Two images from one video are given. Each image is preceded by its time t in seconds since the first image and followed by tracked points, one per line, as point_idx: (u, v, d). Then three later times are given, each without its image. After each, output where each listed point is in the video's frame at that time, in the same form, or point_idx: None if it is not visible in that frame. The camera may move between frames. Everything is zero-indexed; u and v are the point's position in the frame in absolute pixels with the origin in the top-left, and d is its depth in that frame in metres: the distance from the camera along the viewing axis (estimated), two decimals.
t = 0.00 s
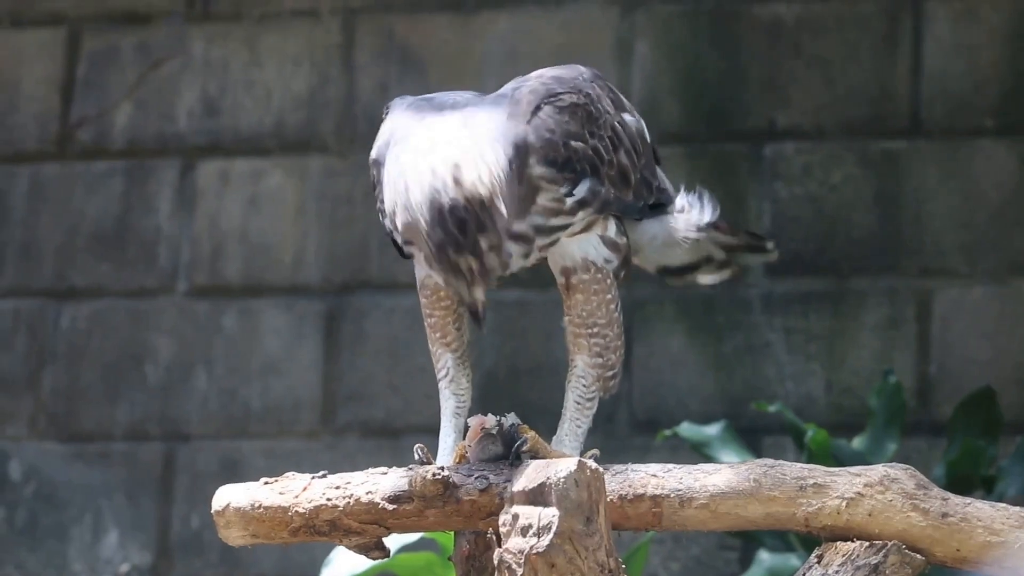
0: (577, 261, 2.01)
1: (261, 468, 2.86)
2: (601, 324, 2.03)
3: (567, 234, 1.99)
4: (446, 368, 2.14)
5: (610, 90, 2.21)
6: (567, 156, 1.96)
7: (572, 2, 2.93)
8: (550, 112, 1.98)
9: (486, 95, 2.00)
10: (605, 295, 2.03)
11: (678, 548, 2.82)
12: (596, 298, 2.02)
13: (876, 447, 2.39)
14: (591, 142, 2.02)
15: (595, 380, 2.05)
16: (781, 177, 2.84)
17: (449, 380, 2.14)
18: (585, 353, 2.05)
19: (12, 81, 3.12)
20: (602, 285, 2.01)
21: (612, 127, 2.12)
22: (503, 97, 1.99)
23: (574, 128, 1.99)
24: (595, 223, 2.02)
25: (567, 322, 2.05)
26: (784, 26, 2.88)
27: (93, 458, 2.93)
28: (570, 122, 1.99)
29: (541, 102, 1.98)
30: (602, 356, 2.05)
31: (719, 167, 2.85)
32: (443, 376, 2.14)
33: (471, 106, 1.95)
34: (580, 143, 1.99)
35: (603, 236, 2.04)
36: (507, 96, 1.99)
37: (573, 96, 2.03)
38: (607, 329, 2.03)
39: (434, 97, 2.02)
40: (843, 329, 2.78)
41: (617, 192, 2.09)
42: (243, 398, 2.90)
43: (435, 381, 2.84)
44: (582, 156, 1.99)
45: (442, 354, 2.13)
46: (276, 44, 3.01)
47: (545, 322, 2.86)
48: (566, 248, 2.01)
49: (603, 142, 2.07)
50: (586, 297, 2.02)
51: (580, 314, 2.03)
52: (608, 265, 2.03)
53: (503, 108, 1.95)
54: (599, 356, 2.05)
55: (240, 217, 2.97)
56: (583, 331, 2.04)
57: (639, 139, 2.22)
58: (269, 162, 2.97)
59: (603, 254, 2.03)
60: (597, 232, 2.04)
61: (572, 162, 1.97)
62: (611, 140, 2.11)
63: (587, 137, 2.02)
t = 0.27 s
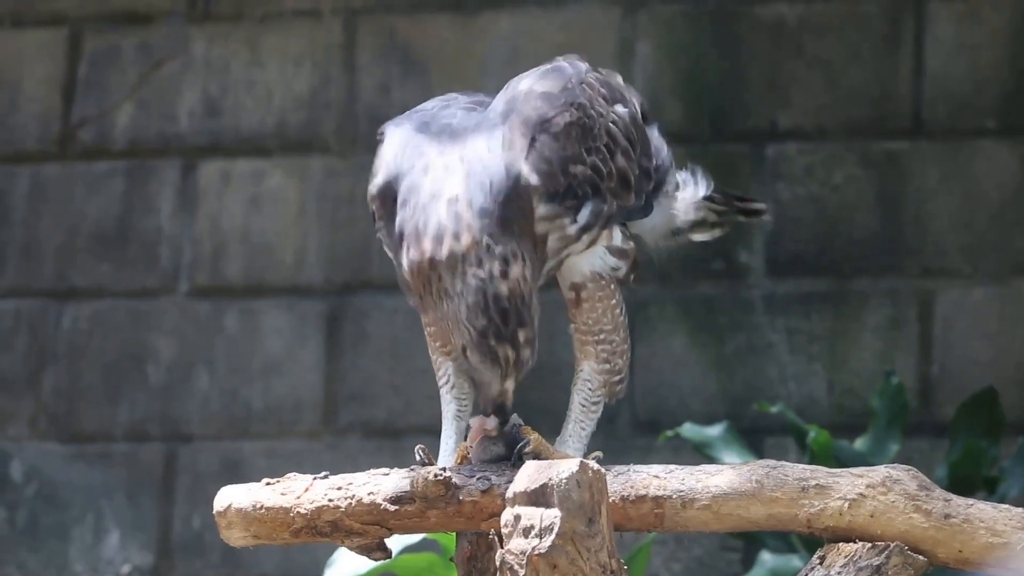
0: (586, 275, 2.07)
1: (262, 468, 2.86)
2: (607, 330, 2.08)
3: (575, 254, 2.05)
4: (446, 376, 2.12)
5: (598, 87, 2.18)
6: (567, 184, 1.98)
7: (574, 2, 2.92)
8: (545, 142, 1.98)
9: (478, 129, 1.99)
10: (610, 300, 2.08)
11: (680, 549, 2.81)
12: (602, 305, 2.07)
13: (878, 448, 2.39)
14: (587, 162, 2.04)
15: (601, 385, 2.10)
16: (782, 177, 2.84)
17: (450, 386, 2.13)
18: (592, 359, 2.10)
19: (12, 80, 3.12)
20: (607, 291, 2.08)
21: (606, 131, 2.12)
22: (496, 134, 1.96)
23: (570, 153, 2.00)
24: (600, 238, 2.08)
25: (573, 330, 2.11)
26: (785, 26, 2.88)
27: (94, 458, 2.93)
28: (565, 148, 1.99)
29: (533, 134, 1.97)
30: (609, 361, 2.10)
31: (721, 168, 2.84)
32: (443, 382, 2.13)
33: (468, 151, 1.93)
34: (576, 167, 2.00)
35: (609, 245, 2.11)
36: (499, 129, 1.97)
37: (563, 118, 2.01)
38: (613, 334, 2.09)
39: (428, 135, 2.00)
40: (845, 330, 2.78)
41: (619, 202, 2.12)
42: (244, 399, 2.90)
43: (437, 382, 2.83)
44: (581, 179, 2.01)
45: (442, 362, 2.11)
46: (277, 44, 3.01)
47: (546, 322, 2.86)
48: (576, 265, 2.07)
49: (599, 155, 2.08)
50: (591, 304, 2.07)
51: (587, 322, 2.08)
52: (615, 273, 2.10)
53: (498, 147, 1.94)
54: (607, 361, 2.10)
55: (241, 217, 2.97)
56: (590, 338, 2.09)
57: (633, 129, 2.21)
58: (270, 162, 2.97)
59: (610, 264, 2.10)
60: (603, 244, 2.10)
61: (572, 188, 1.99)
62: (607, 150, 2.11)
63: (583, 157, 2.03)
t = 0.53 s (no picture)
0: (586, 283, 2.16)
1: (262, 469, 2.86)
2: (609, 334, 2.17)
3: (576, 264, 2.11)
4: (446, 380, 2.13)
5: (594, 90, 2.18)
6: (565, 199, 1.99)
7: (575, 3, 2.92)
8: (541, 156, 1.99)
9: (475, 146, 2.01)
10: (611, 306, 2.17)
11: (679, 550, 2.82)
12: (604, 310, 2.16)
13: (877, 449, 2.39)
14: (585, 173, 2.05)
15: (603, 389, 2.18)
16: (782, 179, 2.84)
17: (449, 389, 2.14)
18: (595, 364, 2.18)
19: (13, 81, 3.12)
20: (607, 297, 2.16)
21: (603, 135, 2.12)
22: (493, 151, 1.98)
23: (567, 166, 2.01)
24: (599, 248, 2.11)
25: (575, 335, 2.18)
26: (786, 27, 2.88)
27: (93, 459, 2.93)
28: (562, 162, 2.01)
29: (530, 149, 1.98)
30: (611, 365, 2.18)
31: (721, 169, 2.85)
32: (443, 385, 2.14)
33: (466, 167, 1.95)
34: (574, 181, 2.02)
35: (610, 253, 2.15)
36: (497, 146, 1.99)
37: (559, 130, 2.03)
38: (615, 338, 2.17)
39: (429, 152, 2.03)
40: (845, 331, 2.78)
41: (618, 208, 2.14)
42: (244, 399, 2.90)
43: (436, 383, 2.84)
44: (580, 193, 2.02)
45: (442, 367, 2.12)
46: (277, 45, 3.01)
47: (546, 323, 2.86)
48: (577, 274, 2.15)
49: (597, 164, 2.09)
50: (594, 310, 2.15)
51: (589, 328, 2.16)
52: (618, 279, 2.17)
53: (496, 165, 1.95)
54: (610, 365, 2.18)
55: (242, 218, 2.97)
56: (592, 344, 2.17)
57: (631, 129, 2.21)
58: (270, 162, 2.97)
59: (611, 270, 2.17)
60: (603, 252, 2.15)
61: (571, 201, 2.01)
62: (605, 155, 2.11)
63: (581, 169, 2.04)
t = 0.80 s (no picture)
0: (583, 284, 2.16)
1: (258, 468, 2.86)
2: (607, 335, 2.17)
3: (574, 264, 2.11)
4: (443, 381, 2.13)
5: (592, 91, 2.19)
6: (564, 199, 1.99)
7: (571, 3, 2.92)
8: (540, 156, 1.99)
9: (473, 145, 2.01)
10: (608, 306, 2.17)
11: (675, 550, 2.82)
12: (602, 311, 2.16)
13: (873, 449, 2.38)
14: (583, 173, 2.05)
15: (600, 389, 2.18)
16: (778, 179, 2.84)
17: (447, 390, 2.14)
18: (592, 364, 2.18)
19: (10, 81, 3.12)
20: (605, 298, 2.15)
21: (601, 136, 2.13)
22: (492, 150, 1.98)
23: (565, 167, 2.02)
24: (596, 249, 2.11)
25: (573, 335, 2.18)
26: (782, 27, 2.88)
27: (90, 459, 2.93)
28: (560, 162, 2.01)
29: (528, 149, 1.99)
30: (609, 366, 2.18)
31: (717, 169, 2.85)
32: (440, 386, 2.14)
33: (465, 166, 1.95)
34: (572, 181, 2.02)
35: (607, 254, 2.16)
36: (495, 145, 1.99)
37: (558, 130, 2.03)
38: (612, 339, 2.17)
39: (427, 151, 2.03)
40: (841, 331, 2.78)
41: (616, 208, 2.14)
42: (240, 399, 2.90)
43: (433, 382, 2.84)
44: (578, 193, 2.03)
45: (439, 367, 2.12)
46: (274, 45, 3.01)
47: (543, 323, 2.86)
48: (575, 274, 2.16)
49: (595, 164, 2.09)
50: (591, 310, 2.15)
51: (586, 328, 2.16)
52: (615, 279, 2.17)
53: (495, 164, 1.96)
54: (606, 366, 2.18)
55: (238, 218, 2.97)
56: (589, 344, 2.17)
57: (629, 130, 2.22)
58: (267, 162, 2.97)
59: (609, 271, 2.17)
60: (601, 253, 2.15)
61: (569, 202, 2.01)
62: (603, 157, 2.12)
63: (579, 170, 2.05)
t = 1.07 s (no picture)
0: (580, 273, 2.08)
1: (255, 468, 2.86)
2: (601, 328, 2.10)
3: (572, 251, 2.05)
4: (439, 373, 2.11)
5: (594, 85, 2.19)
6: (565, 183, 1.98)
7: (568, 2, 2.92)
8: (543, 140, 1.99)
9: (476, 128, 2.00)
10: (602, 298, 2.10)
11: (671, 549, 2.82)
12: (596, 302, 2.09)
13: (869, 448, 2.39)
14: (584, 161, 2.05)
15: (594, 383, 2.11)
16: (775, 178, 2.84)
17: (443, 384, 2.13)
18: (586, 357, 2.11)
19: (6, 80, 3.12)
20: (599, 289, 2.09)
21: (603, 128, 2.13)
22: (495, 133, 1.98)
23: (567, 153, 2.01)
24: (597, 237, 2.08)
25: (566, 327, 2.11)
26: (779, 27, 2.88)
27: (86, 458, 2.93)
28: (563, 148, 2.01)
29: (532, 133, 1.98)
30: (602, 359, 2.11)
31: (714, 169, 2.85)
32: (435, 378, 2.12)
33: (466, 148, 1.95)
34: (574, 167, 2.02)
35: (605, 244, 2.11)
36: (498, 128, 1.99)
37: (561, 117, 2.03)
38: (606, 332, 2.11)
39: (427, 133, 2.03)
40: (838, 331, 2.78)
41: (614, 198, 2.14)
42: (237, 399, 2.90)
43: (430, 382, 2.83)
44: (579, 179, 2.02)
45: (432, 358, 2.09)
46: (270, 44, 3.01)
47: (539, 323, 2.86)
48: (573, 263, 2.07)
49: (596, 153, 2.09)
50: (586, 302, 2.08)
51: (581, 320, 2.09)
52: (611, 270, 2.11)
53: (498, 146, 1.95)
54: (599, 360, 2.11)
55: (235, 217, 2.97)
56: (583, 336, 2.10)
57: (627, 126, 2.23)
58: (264, 162, 2.97)
59: (605, 262, 2.11)
60: (598, 243, 2.10)
61: (570, 187, 2.00)
62: (603, 147, 2.12)
63: (580, 157, 2.04)
